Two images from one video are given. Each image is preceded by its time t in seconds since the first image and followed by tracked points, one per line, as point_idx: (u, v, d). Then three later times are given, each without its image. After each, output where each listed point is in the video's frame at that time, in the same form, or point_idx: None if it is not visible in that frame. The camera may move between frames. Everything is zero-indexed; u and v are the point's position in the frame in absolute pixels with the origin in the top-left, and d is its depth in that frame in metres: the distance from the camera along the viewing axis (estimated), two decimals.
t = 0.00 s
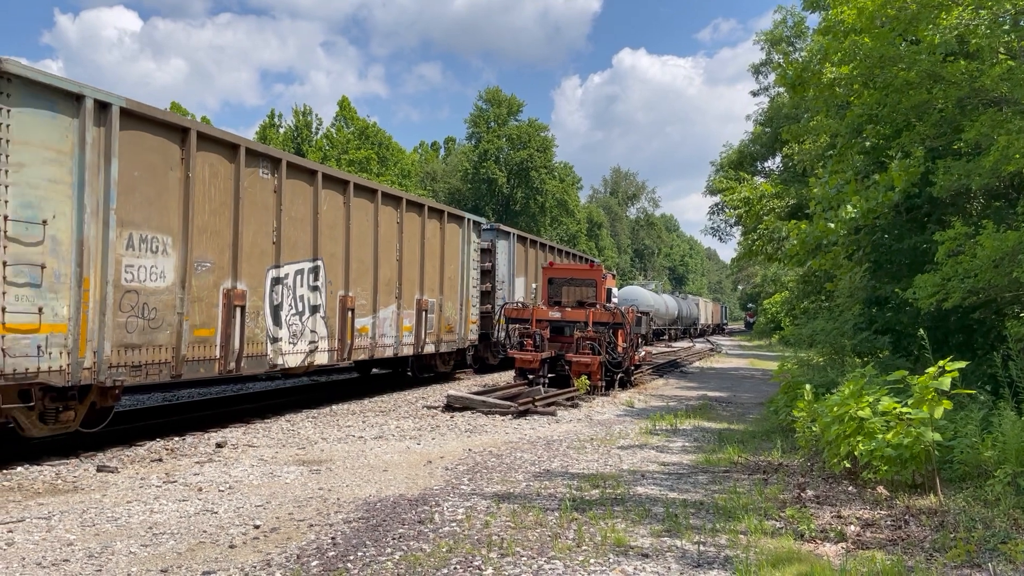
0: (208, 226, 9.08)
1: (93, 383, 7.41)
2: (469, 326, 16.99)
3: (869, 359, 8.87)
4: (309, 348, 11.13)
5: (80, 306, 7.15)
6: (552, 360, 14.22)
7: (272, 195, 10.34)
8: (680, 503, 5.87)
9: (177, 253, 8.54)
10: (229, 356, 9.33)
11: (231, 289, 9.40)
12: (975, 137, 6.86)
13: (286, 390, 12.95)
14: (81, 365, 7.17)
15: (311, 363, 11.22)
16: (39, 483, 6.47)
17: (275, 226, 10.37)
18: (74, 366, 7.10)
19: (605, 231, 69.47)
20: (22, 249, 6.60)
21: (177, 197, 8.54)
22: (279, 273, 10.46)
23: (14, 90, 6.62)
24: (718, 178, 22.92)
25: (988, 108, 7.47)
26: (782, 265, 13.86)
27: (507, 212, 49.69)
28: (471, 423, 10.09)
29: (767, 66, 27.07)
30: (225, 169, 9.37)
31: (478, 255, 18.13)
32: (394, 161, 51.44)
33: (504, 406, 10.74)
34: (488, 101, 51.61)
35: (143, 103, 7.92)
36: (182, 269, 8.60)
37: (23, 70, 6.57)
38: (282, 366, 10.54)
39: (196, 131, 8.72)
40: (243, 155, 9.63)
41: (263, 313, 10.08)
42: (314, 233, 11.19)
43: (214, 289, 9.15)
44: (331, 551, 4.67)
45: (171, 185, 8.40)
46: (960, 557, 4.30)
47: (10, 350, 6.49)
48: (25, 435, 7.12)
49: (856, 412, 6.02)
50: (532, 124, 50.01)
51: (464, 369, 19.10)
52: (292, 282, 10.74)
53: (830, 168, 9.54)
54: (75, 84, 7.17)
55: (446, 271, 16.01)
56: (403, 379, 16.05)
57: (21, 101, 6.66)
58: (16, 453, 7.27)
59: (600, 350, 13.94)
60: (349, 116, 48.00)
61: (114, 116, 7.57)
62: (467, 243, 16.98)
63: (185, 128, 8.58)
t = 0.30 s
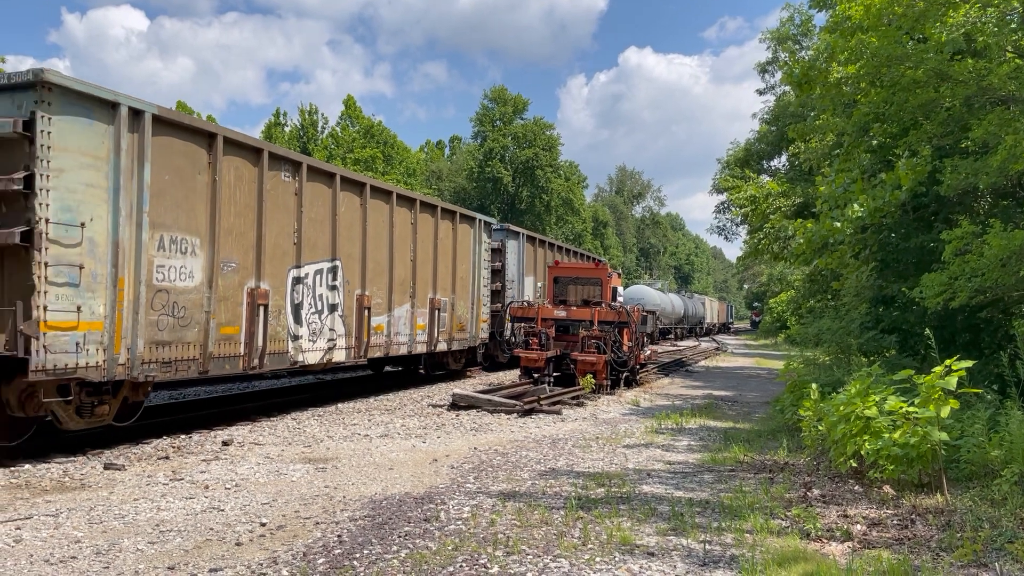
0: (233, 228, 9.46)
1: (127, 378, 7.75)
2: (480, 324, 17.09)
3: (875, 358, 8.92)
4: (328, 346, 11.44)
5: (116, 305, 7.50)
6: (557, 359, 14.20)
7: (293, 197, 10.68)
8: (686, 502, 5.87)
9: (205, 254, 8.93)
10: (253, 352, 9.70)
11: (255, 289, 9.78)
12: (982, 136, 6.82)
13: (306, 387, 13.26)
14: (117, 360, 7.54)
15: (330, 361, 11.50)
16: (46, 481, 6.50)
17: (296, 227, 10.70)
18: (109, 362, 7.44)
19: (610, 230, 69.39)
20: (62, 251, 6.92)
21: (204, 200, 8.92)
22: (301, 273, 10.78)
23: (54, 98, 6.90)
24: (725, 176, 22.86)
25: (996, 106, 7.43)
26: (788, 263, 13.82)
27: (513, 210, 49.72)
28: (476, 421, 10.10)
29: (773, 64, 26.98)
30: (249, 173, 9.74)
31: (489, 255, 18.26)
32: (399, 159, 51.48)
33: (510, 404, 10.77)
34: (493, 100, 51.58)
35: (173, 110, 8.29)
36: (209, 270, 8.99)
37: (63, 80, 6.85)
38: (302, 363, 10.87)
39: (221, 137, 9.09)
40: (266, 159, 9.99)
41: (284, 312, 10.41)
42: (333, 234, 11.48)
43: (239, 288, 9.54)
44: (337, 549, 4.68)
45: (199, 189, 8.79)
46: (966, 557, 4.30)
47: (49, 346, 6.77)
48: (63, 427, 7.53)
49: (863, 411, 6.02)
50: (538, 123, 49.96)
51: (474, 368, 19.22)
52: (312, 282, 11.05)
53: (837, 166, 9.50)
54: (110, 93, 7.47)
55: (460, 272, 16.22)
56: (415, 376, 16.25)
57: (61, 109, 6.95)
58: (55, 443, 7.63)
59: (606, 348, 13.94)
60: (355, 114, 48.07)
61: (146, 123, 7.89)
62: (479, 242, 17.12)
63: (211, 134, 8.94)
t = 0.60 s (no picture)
0: (257, 229, 9.67)
1: (158, 374, 8.00)
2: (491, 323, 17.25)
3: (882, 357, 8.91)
4: (345, 344, 11.61)
5: (148, 304, 7.74)
6: (562, 357, 14.22)
7: (313, 199, 10.86)
8: (692, 501, 5.87)
9: (230, 254, 9.14)
10: (275, 350, 9.88)
11: (278, 288, 9.98)
12: (989, 135, 6.79)
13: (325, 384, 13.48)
14: (149, 357, 7.77)
15: (347, 358, 11.69)
16: (53, 478, 6.53)
17: (316, 229, 10.89)
18: (141, 359, 7.66)
19: (616, 229, 69.32)
20: (98, 252, 7.18)
21: (229, 202, 9.14)
22: (320, 273, 10.96)
23: (91, 106, 7.17)
24: (731, 174, 22.83)
25: (1004, 105, 7.37)
26: (794, 262, 13.79)
27: (518, 209, 49.72)
28: (481, 420, 10.11)
29: (780, 62, 26.93)
30: (272, 176, 9.95)
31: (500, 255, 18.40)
32: (404, 158, 51.51)
33: (515, 403, 10.77)
34: (498, 99, 51.58)
35: (200, 115, 8.50)
36: (234, 270, 9.20)
37: (100, 89, 7.13)
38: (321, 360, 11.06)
39: (246, 141, 9.31)
40: (288, 163, 10.20)
41: (304, 310, 10.59)
42: (351, 234, 11.66)
43: (262, 288, 9.75)
44: (343, 547, 4.69)
45: (225, 191, 9.01)
46: (973, 556, 4.28)
47: (87, 343, 7.03)
48: (98, 421, 7.75)
49: (869, 410, 6.00)
50: (543, 121, 49.94)
51: (485, 365, 19.39)
52: (330, 282, 11.22)
53: (843, 165, 9.45)
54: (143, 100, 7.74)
55: (472, 273, 16.39)
56: (429, 374, 16.42)
57: (98, 116, 7.22)
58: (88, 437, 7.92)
59: (611, 347, 13.93)
60: (360, 114, 48.15)
61: (177, 129, 8.14)
62: (490, 243, 17.27)
63: (236, 138, 9.17)
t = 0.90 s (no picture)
0: (279, 231, 10.05)
1: (186, 370, 8.42)
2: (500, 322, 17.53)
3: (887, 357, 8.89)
4: (362, 342, 12.01)
5: (177, 303, 8.17)
6: (566, 357, 14.22)
7: (331, 202, 11.21)
8: (696, 501, 5.86)
9: (254, 256, 9.54)
10: (296, 348, 10.30)
11: (298, 288, 10.37)
12: (996, 135, 6.76)
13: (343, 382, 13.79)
14: (178, 354, 8.21)
15: (363, 356, 12.08)
16: (58, 476, 6.55)
17: (334, 231, 11.25)
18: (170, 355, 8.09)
19: (621, 228, 69.21)
20: (132, 253, 7.59)
21: (254, 205, 9.53)
22: (338, 273, 11.33)
23: (125, 113, 7.56)
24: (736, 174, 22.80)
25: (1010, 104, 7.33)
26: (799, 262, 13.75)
27: (522, 209, 49.69)
28: (485, 419, 10.12)
29: (785, 61, 26.87)
30: (293, 179, 10.32)
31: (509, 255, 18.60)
32: (409, 157, 51.53)
33: (519, 403, 10.77)
34: (503, 99, 51.55)
35: (226, 122, 8.89)
36: (258, 270, 9.60)
37: (134, 97, 7.49)
38: (339, 358, 11.45)
39: (269, 146, 9.68)
40: (308, 167, 10.56)
41: (323, 309, 10.99)
42: (367, 235, 12.01)
43: (284, 288, 10.14)
44: (347, 546, 4.69)
45: (249, 195, 9.40)
46: (977, 557, 4.27)
47: (121, 340, 7.49)
48: (129, 415, 8.13)
49: (874, 410, 5.99)
50: (548, 121, 49.90)
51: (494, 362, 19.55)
52: (347, 281, 11.59)
53: (848, 164, 9.43)
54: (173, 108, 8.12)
55: (482, 274, 16.69)
56: (440, 373, 16.66)
57: (131, 123, 7.60)
58: (121, 429, 8.29)
59: (615, 347, 13.91)
60: (365, 113, 48.21)
61: (205, 135, 8.53)
62: (501, 244, 17.54)
63: (260, 144, 9.54)
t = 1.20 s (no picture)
0: (299, 233, 10.34)
1: (212, 367, 8.78)
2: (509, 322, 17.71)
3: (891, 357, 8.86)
4: (377, 341, 12.28)
5: (204, 303, 8.54)
6: (570, 356, 14.23)
7: (348, 204, 11.45)
8: (700, 501, 5.85)
9: (275, 257, 9.85)
10: (314, 346, 10.61)
11: (317, 288, 10.67)
12: (1001, 134, 6.73)
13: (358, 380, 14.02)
14: (205, 351, 8.57)
15: (378, 355, 12.33)
16: (63, 475, 6.57)
17: (351, 232, 11.51)
18: (197, 353, 8.46)
19: (625, 228, 69.04)
20: (161, 254, 7.98)
21: (275, 208, 9.83)
22: (355, 273, 11.60)
23: (155, 120, 7.92)
24: (740, 174, 22.76)
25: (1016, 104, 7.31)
26: (804, 262, 13.71)
27: (526, 208, 49.64)
28: (489, 418, 10.13)
29: (789, 61, 26.83)
30: (313, 183, 10.59)
31: (517, 256, 18.73)
32: (413, 157, 51.55)
33: (523, 402, 10.77)
34: (507, 98, 51.52)
35: (249, 128, 9.20)
36: (279, 271, 9.91)
37: (164, 105, 7.85)
38: (355, 356, 11.73)
39: (290, 151, 9.95)
40: (326, 170, 10.82)
41: (340, 309, 11.28)
42: (382, 236, 12.25)
43: (303, 288, 10.44)
44: (351, 545, 4.70)
45: (271, 198, 9.69)
46: (982, 557, 4.25)
47: (152, 338, 7.87)
48: (158, 410, 8.50)
49: (878, 410, 5.98)
50: (552, 120, 49.86)
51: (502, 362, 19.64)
52: (363, 282, 11.84)
53: (853, 164, 9.39)
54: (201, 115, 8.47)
55: (492, 274, 16.88)
56: (451, 372, 16.80)
57: (161, 130, 7.97)
58: (149, 424, 8.56)
59: (619, 347, 13.90)
60: (369, 113, 48.28)
61: (230, 141, 8.86)
62: (510, 245, 17.73)
63: (281, 149, 9.82)
